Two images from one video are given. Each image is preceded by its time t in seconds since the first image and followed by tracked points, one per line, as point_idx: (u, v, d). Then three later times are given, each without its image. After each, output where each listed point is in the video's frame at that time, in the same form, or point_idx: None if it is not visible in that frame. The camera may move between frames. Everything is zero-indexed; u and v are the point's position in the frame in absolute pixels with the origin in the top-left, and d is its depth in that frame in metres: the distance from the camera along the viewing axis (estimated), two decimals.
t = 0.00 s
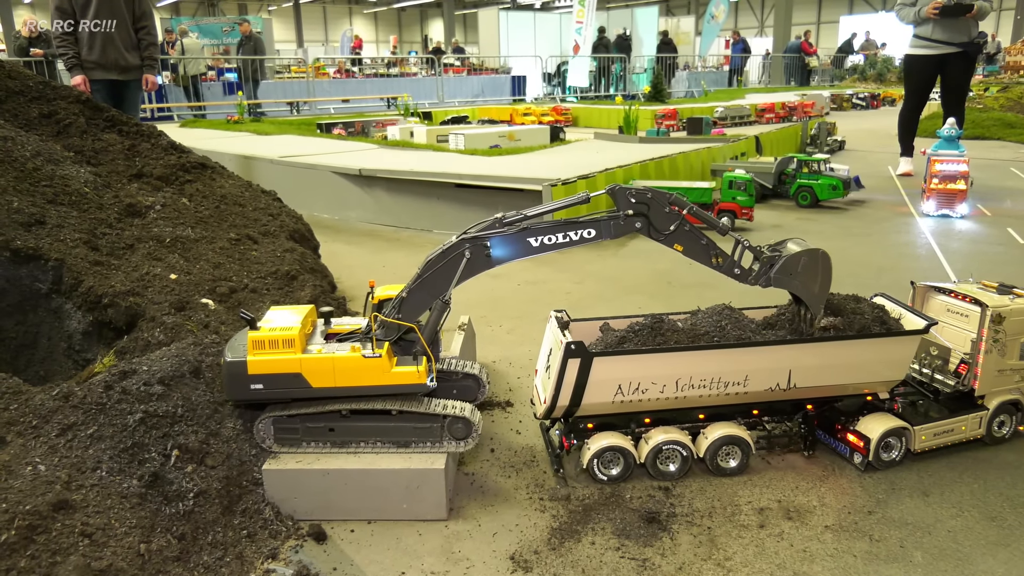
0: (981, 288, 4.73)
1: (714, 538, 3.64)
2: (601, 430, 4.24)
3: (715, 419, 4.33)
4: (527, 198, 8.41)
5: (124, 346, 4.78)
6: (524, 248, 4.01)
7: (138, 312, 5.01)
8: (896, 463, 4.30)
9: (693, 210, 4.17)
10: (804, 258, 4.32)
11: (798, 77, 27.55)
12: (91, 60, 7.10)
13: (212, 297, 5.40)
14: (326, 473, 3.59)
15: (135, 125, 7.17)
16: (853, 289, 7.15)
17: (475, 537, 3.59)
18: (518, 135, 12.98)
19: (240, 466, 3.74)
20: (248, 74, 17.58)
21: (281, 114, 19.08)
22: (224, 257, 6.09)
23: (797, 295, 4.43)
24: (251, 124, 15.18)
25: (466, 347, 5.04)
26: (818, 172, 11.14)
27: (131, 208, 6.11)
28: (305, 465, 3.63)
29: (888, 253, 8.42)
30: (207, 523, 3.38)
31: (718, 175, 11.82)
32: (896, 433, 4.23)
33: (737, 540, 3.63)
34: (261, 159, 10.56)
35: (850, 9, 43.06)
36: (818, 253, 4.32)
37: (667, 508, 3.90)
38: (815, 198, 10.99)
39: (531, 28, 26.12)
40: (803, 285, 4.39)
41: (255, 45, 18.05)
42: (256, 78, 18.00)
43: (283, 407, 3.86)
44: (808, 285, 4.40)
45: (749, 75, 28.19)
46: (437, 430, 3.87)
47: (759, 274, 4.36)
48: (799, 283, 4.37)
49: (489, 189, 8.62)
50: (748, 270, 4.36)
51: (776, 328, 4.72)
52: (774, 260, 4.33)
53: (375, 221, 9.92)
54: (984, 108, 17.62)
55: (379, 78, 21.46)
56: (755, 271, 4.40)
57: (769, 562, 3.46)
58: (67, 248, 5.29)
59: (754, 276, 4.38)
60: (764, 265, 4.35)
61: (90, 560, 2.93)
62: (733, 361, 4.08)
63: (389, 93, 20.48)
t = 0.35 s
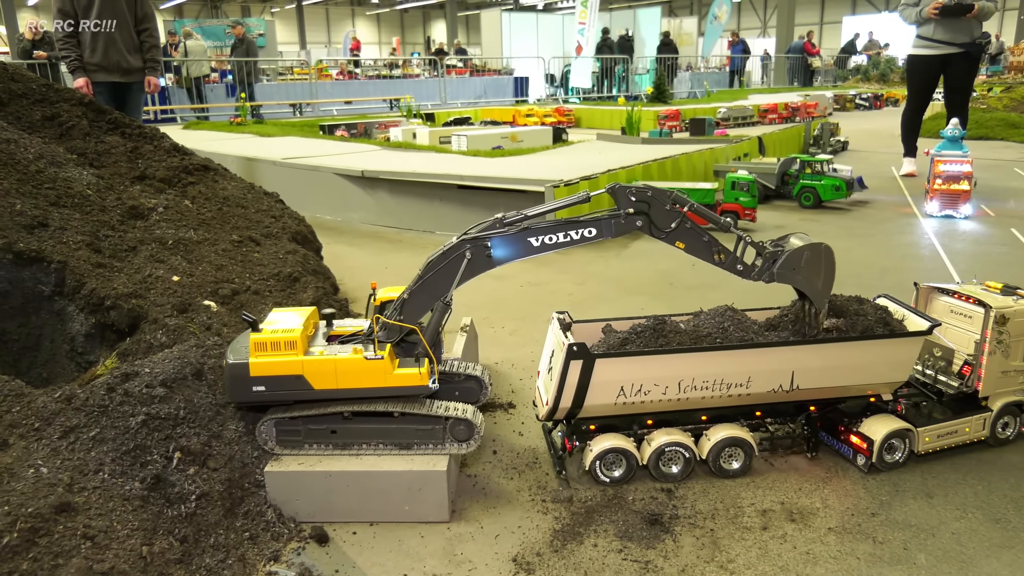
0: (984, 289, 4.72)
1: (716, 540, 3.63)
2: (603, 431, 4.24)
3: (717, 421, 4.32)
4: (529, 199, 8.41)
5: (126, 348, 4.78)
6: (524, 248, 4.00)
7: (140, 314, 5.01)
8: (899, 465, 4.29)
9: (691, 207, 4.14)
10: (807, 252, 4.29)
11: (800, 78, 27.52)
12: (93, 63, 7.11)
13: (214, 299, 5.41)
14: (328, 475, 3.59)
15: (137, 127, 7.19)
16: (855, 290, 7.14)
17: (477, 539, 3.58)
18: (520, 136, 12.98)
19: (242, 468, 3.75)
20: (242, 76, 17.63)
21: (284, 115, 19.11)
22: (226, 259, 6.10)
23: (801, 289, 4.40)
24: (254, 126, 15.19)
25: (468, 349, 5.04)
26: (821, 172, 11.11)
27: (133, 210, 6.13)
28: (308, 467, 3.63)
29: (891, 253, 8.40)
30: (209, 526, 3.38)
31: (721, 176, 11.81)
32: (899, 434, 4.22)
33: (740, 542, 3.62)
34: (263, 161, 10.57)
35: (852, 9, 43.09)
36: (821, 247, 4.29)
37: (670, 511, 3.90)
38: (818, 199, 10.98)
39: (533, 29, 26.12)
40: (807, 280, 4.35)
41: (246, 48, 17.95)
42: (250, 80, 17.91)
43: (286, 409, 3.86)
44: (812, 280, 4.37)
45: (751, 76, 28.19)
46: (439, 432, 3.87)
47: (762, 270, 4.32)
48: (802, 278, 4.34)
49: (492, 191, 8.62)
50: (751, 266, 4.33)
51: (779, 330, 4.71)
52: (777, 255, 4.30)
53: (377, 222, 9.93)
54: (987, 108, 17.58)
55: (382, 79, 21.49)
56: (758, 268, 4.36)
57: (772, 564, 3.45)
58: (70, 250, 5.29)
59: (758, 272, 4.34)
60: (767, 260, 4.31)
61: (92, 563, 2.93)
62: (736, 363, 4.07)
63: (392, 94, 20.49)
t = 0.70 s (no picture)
0: (988, 291, 4.70)
1: (719, 542, 3.62)
2: (605, 433, 4.23)
3: (720, 423, 4.31)
4: (531, 200, 8.41)
5: (128, 348, 4.78)
6: (524, 245, 3.98)
7: (142, 315, 5.01)
8: (902, 467, 4.27)
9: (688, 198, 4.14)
10: (808, 239, 4.27)
11: (803, 78, 27.51)
12: (96, 63, 7.12)
13: (216, 300, 5.41)
14: (329, 476, 3.59)
15: (140, 128, 7.22)
16: (858, 291, 7.13)
17: (479, 541, 3.57)
18: (523, 137, 12.98)
19: (244, 469, 3.74)
20: (231, 78, 17.38)
21: (287, 116, 19.11)
22: (228, 260, 6.11)
23: (804, 278, 4.40)
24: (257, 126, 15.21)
25: (470, 350, 5.03)
26: (824, 174, 11.09)
27: (136, 211, 6.13)
28: (309, 469, 3.62)
29: (893, 255, 8.38)
30: (211, 527, 3.38)
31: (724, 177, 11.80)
32: (902, 436, 4.20)
33: (743, 544, 3.61)
34: (266, 162, 10.58)
35: (855, 10, 43.08)
36: (822, 234, 4.28)
37: (672, 513, 3.89)
38: (821, 200, 10.99)
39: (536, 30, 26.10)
40: (810, 268, 4.35)
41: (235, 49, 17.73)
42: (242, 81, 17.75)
43: (287, 410, 3.85)
44: (815, 267, 4.37)
45: (754, 77, 28.17)
46: (441, 433, 3.86)
47: (765, 259, 4.27)
48: (805, 266, 4.33)
49: (494, 192, 8.62)
50: (753, 256, 4.27)
51: (781, 332, 4.70)
52: (778, 244, 4.26)
53: (380, 223, 9.93)
54: (991, 109, 17.55)
55: (384, 79, 21.49)
56: (760, 257, 4.32)
57: (775, 567, 3.44)
58: (72, 251, 5.29)
59: (759, 262, 4.29)
60: (769, 249, 4.26)
61: (94, 564, 2.93)
62: (739, 365, 4.06)
63: (395, 95, 20.48)
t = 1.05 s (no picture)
0: (995, 293, 4.67)
1: (724, 545, 3.61)
2: (610, 435, 4.21)
3: (724, 425, 4.30)
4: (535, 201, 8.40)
5: (133, 348, 4.78)
6: (524, 239, 3.97)
7: (147, 315, 5.01)
8: (908, 471, 4.25)
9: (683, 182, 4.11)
10: (804, 219, 4.16)
11: (808, 79, 27.44)
12: (101, 63, 7.13)
13: (221, 300, 5.41)
14: (333, 477, 3.58)
15: (145, 128, 7.24)
16: (862, 294, 7.10)
17: (482, 542, 3.57)
18: (526, 138, 12.98)
19: (248, 469, 3.73)
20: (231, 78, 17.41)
21: (291, 116, 19.14)
22: (233, 260, 6.11)
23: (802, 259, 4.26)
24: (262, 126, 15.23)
25: (474, 351, 5.02)
26: (829, 175, 11.07)
27: (141, 211, 6.14)
28: (313, 470, 3.62)
29: (898, 257, 8.36)
30: (215, 528, 3.38)
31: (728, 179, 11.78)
32: (908, 439, 4.18)
33: (747, 547, 3.60)
34: (270, 162, 10.59)
35: (860, 12, 43.02)
36: (817, 213, 4.17)
37: (676, 515, 3.87)
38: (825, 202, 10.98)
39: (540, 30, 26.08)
40: (807, 248, 4.21)
41: (235, 48, 17.66)
42: (241, 82, 17.72)
43: (291, 411, 3.84)
44: (813, 247, 4.23)
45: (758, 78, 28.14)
46: (445, 435, 3.85)
47: (760, 241, 4.20)
48: (802, 246, 4.21)
49: (498, 193, 8.61)
50: (748, 238, 4.21)
51: (786, 334, 4.69)
52: (774, 225, 4.19)
53: (384, 224, 9.93)
54: (996, 111, 17.48)
55: (388, 80, 21.51)
56: (756, 238, 4.25)
57: (779, 570, 3.43)
58: (78, 250, 5.30)
59: (757, 243, 4.22)
60: (764, 231, 4.20)
61: (98, 564, 2.93)
62: (744, 367, 4.05)
63: (399, 95, 20.50)
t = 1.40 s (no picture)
0: (1000, 296, 4.66)
1: (728, 548, 3.60)
2: (614, 437, 4.20)
3: (728, 428, 4.29)
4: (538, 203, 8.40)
5: (137, 350, 4.77)
6: (521, 229, 4.03)
7: (151, 317, 5.01)
8: (913, 473, 4.24)
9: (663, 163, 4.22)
10: (765, 189, 4.24)
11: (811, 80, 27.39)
12: (105, 65, 7.14)
13: (225, 301, 5.42)
14: (337, 479, 3.58)
15: (150, 130, 7.25)
16: (866, 295, 7.09)
17: (486, 544, 3.56)
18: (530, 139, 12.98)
19: (252, 471, 3.73)
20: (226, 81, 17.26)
21: (294, 118, 19.16)
22: (237, 261, 6.11)
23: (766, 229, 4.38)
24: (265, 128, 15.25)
25: (478, 353, 5.02)
26: (832, 176, 11.04)
27: (145, 212, 6.14)
28: (316, 471, 3.61)
29: (903, 259, 8.32)
30: (219, 529, 3.38)
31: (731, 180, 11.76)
32: (913, 442, 4.17)
33: (751, 550, 3.59)
34: (274, 163, 10.60)
35: (864, 12, 42.91)
36: (776, 182, 4.25)
37: (680, 518, 3.87)
38: (829, 203, 10.95)
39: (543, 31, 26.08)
40: (770, 218, 4.31)
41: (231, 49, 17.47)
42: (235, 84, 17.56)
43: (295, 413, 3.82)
44: (774, 216, 4.32)
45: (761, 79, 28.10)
46: (449, 437, 3.85)
47: (727, 214, 4.32)
48: (765, 216, 4.30)
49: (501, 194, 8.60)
50: (714, 212, 4.34)
51: (791, 336, 4.67)
52: (737, 198, 4.29)
53: (387, 225, 9.93)
54: (1001, 112, 17.43)
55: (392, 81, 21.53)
56: (722, 211, 4.38)
57: (783, 573, 3.42)
58: (82, 252, 5.30)
59: (723, 216, 4.35)
60: (729, 204, 4.32)
61: (102, 566, 2.93)
62: (748, 370, 4.04)
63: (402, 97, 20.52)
